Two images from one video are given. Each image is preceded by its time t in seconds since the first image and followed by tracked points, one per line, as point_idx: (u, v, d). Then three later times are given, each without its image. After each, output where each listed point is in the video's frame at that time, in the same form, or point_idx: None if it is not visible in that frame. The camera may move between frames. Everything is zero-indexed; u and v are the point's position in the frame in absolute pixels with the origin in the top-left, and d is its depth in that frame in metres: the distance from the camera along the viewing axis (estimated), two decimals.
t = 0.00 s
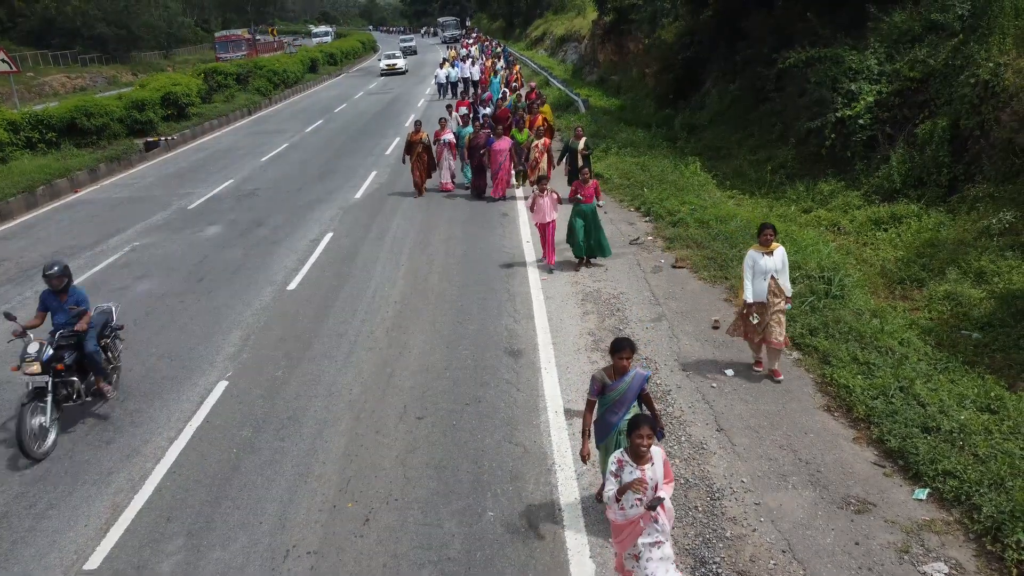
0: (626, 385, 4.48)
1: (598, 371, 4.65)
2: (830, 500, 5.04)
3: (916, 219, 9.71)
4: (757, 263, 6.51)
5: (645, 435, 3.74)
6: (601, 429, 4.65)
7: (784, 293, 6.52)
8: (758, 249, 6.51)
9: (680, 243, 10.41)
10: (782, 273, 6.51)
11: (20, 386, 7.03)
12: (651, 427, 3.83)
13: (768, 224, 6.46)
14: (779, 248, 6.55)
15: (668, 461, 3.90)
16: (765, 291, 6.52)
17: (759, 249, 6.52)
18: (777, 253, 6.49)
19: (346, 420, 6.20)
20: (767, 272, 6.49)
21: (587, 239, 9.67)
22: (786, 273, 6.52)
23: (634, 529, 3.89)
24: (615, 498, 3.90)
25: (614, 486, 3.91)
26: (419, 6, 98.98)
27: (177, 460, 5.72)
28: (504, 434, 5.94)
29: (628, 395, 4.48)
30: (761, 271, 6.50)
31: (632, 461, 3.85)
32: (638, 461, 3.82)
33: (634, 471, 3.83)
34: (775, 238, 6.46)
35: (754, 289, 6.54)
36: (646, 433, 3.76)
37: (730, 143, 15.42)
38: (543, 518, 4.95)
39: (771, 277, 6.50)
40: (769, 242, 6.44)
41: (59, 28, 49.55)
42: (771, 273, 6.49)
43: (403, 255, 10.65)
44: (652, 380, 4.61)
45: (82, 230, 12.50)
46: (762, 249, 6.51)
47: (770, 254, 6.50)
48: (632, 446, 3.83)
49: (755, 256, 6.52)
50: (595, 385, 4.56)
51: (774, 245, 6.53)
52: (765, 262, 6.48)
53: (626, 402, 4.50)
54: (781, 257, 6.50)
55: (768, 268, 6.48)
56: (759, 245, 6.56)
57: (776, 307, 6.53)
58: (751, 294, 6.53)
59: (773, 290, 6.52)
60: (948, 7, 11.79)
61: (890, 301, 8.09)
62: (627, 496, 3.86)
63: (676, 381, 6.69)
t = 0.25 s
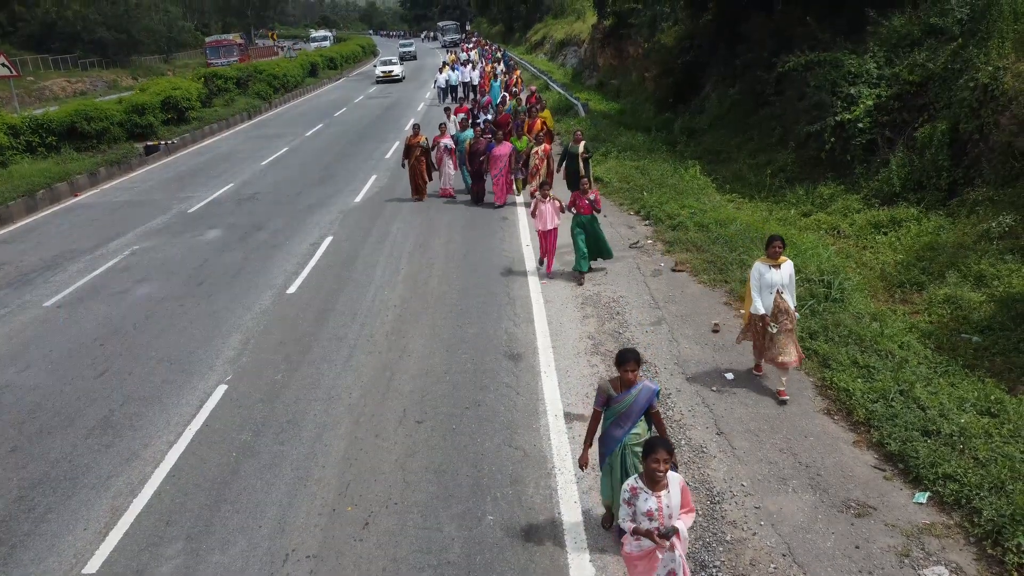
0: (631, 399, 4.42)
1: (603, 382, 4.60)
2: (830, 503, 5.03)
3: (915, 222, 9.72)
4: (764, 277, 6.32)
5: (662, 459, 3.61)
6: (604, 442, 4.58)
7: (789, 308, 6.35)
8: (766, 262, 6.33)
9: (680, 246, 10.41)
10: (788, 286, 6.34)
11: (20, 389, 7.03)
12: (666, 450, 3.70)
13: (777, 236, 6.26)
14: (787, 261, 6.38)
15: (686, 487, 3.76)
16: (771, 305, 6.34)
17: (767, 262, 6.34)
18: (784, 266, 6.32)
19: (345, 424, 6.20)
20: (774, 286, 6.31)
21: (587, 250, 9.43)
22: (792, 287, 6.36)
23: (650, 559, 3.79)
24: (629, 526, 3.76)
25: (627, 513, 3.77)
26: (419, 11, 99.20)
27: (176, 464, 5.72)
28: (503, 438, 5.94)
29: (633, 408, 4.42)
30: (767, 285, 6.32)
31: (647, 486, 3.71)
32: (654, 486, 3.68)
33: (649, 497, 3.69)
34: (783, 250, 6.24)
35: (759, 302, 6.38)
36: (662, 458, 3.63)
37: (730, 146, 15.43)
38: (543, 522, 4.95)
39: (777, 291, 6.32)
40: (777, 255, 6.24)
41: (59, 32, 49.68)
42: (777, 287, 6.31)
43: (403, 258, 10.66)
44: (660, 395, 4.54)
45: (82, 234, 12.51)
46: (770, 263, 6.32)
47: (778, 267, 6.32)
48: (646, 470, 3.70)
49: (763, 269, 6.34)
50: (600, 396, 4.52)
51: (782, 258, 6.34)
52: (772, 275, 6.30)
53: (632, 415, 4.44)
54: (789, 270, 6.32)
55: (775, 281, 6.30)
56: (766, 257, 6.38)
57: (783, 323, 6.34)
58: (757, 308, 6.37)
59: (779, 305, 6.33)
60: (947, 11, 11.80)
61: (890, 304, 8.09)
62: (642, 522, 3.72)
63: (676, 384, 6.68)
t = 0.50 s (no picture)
0: (634, 416, 4.13)
1: (604, 397, 4.31)
2: (830, 505, 5.03)
3: (915, 223, 9.72)
4: (772, 283, 6.27)
5: (675, 488, 3.48)
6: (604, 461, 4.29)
7: (797, 318, 6.27)
8: (775, 268, 6.27)
9: (679, 247, 10.41)
10: (797, 294, 6.27)
11: (19, 391, 7.02)
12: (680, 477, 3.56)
13: (787, 242, 6.21)
14: (797, 269, 6.30)
15: (701, 514, 3.64)
16: (777, 311, 6.29)
17: (776, 267, 6.28)
18: (793, 273, 6.25)
19: (345, 425, 6.19)
20: (781, 292, 6.24)
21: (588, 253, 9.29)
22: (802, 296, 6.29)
23: None
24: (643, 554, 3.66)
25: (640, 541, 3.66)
26: (419, 12, 99.27)
27: (175, 465, 5.71)
28: (503, 439, 5.93)
29: (635, 427, 4.12)
30: (775, 290, 6.26)
31: (659, 514, 3.60)
32: (667, 514, 3.57)
33: (662, 526, 3.58)
34: (793, 256, 6.20)
35: (765, 308, 6.35)
36: (675, 486, 3.49)
37: (729, 148, 15.44)
38: (542, 523, 4.94)
39: (785, 297, 6.25)
40: (786, 261, 6.19)
41: (59, 35, 49.71)
42: (786, 293, 6.25)
43: (402, 260, 10.66)
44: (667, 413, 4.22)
45: (82, 235, 12.51)
46: (779, 268, 6.26)
47: (787, 273, 6.25)
48: (659, 498, 3.58)
49: (771, 274, 6.29)
50: (602, 413, 4.27)
51: (792, 265, 6.28)
52: (780, 281, 6.24)
53: (634, 433, 4.14)
54: (798, 278, 6.25)
55: (783, 287, 6.23)
56: (776, 262, 6.32)
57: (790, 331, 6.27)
58: (762, 313, 6.36)
59: (786, 313, 6.27)
60: (946, 13, 11.82)
61: (889, 306, 8.09)
62: (655, 551, 3.61)
63: (676, 386, 6.68)
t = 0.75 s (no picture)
0: (632, 433, 4.01)
1: (602, 415, 4.18)
2: (829, 504, 5.03)
3: (914, 224, 9.73)
4: (775, 288, 6.05)
5: (689, 522, 3.30)
6: (603, 480, 4.17)
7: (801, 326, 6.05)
8: (779, 274, 6.04)
9: (679, 247, 10.42)
10: (802, 301, 6.04)
11: (18, 391, 7.02)
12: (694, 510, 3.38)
13: (793, 247, 5.96)
14: (803, 275, 6.06)
15: (719, 550, 3.43)
16: (781, 319, 6.06)
17: (779, 274, 6.05)
18: (799, 280, 6.01)
19: (344, 425, 6.20)
20: (784, 299, 6.02)
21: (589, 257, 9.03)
22: (810, 304, 6.05)
23: None
24: None
25: None
26: (419, 12, 99.28)
27: (175, 465, 5.72)
28: (502, 439, 5.94)
29: (634, 446, 4.00)
30: (778, 297, 6.05)
31: (673, 550, 3.41)
32: (681, 549, 3.38)
33: (676, 562, 3.39)
34: (798, 263, 5.95)
35: (766, 314, 6.13)
36: (689, 520, 3.31)
37: (728, 148, 15.45)
38: (541, 523, 4.95)
39: (789, 305, 6.03)
40: (792, 268, 5.95)
41: (59, 35, 49.69)
42: (789, 301, 6.02)
43: (401, 260, 10.66)
44: (666, 429, 4.09)
45: (81, 236, 12.51)
46: (784, 274, 6.03)
47: (792, 280, 6.02)
48: (672, 532, 3.40)
49: (774, 281, 6.06)
50: (599, 430, 4.12)
51: (798, 271, 6.04)
52: (784, 288, 6.02)
53: (633, 452, 4.02)
54: (805, 285, 6.02)
55: (786, 295, 6.01)
56: (781, 268, 6.08)
57: (791, 338, 6.05)
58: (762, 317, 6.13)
59: (790, 321, 6.04)
60: (945, 13, 11.83)
61: (888, 306, 8.09)
62: None
63: (675, 386, 6.68)
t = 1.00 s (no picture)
0: (633, 446, 3.82)
1: (599, 430, 3.96)
2: (827, 504, 5.03)
3: (914, 223, 9.73)
4: (776, 299, 5.84)
5: (709, 547, 3.08)
6: (603, 498, 3.94)
7: (803, 337, 5.85)
8: (780, 284, 5.82)
9: (678, 247, 10.43)
10: (805, 311, 5.82)
11: (17, 391, 7.02)
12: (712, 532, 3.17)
13: (793, 256, 5.74)
14: (804, 285, 5.85)
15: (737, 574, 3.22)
16: (783, 330, 5.85)
17: (780, 284, 5.84)
18: (801, 290, 5.80)
19: (343, 425, 6.20)
20: (786, 309, 5.81)
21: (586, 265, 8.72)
22: (812, 313, 5.84)
23: None
24: None
25: None
26: (418, 13, 99.33)
27: (174, 465, 5.72)
28: (501, 439, 5.94)
29: (636, 458, 3.81)
30: (780, 308, 5.83)
31: None
32: None
33: None
34: (798, 273, 5.74)
35: (766, 326, 5.92)
36: (709, 547, 3.10)
37: (728, 148, 15.45)
38: (540, 523, 4.95)
39: (791, 315, 5.81)
40: (793, 278, 5.74)
41: (59, 35, 49.62)
42: (791, 311, 5.81)
43: (401, 260, 10.66)
44: (665, 439, 3.93)
45: (81, 236, 12.51)
46: (785, 285, 5.81)
47: (793, 290, 5.80)
48: (689, 558, 3.18)
49: (775, 292, 5.84)
50: (596, 445, 3.89)
51: (799, 280, 5.83)
52: (786, 299, 5.79)
53: (634, 465, 3.82)
54: (807, 295, 5.81)
55: (788, 305, 5.79)
56: (781, 279, 5.87)
57: (793, 349, 5.85)
58: (762, 329, 5.91)
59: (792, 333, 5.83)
60: (945, 13, 11.83)
61: (887, 305, 8.09)
62: None
63: (674, 386, 6.68)
